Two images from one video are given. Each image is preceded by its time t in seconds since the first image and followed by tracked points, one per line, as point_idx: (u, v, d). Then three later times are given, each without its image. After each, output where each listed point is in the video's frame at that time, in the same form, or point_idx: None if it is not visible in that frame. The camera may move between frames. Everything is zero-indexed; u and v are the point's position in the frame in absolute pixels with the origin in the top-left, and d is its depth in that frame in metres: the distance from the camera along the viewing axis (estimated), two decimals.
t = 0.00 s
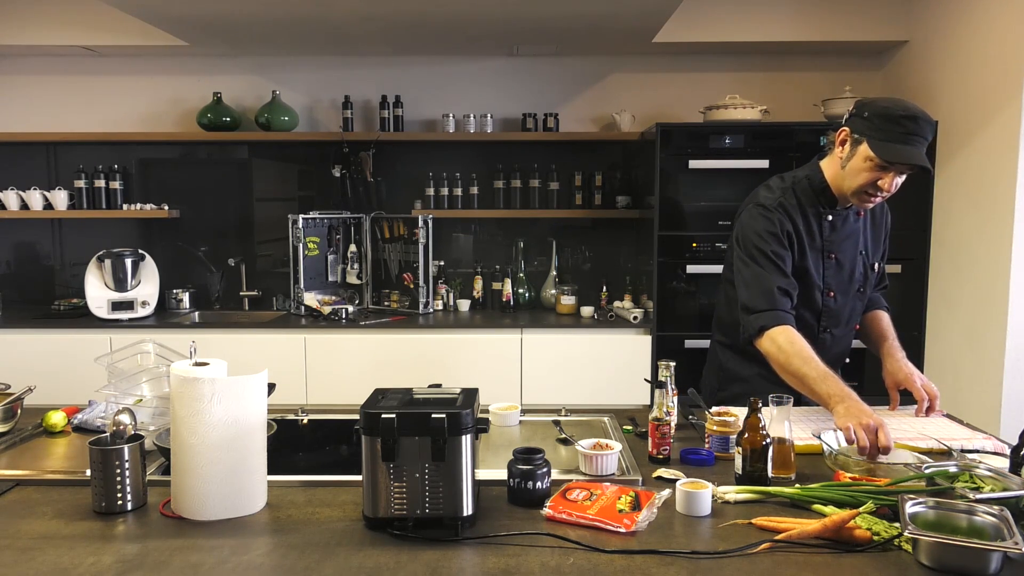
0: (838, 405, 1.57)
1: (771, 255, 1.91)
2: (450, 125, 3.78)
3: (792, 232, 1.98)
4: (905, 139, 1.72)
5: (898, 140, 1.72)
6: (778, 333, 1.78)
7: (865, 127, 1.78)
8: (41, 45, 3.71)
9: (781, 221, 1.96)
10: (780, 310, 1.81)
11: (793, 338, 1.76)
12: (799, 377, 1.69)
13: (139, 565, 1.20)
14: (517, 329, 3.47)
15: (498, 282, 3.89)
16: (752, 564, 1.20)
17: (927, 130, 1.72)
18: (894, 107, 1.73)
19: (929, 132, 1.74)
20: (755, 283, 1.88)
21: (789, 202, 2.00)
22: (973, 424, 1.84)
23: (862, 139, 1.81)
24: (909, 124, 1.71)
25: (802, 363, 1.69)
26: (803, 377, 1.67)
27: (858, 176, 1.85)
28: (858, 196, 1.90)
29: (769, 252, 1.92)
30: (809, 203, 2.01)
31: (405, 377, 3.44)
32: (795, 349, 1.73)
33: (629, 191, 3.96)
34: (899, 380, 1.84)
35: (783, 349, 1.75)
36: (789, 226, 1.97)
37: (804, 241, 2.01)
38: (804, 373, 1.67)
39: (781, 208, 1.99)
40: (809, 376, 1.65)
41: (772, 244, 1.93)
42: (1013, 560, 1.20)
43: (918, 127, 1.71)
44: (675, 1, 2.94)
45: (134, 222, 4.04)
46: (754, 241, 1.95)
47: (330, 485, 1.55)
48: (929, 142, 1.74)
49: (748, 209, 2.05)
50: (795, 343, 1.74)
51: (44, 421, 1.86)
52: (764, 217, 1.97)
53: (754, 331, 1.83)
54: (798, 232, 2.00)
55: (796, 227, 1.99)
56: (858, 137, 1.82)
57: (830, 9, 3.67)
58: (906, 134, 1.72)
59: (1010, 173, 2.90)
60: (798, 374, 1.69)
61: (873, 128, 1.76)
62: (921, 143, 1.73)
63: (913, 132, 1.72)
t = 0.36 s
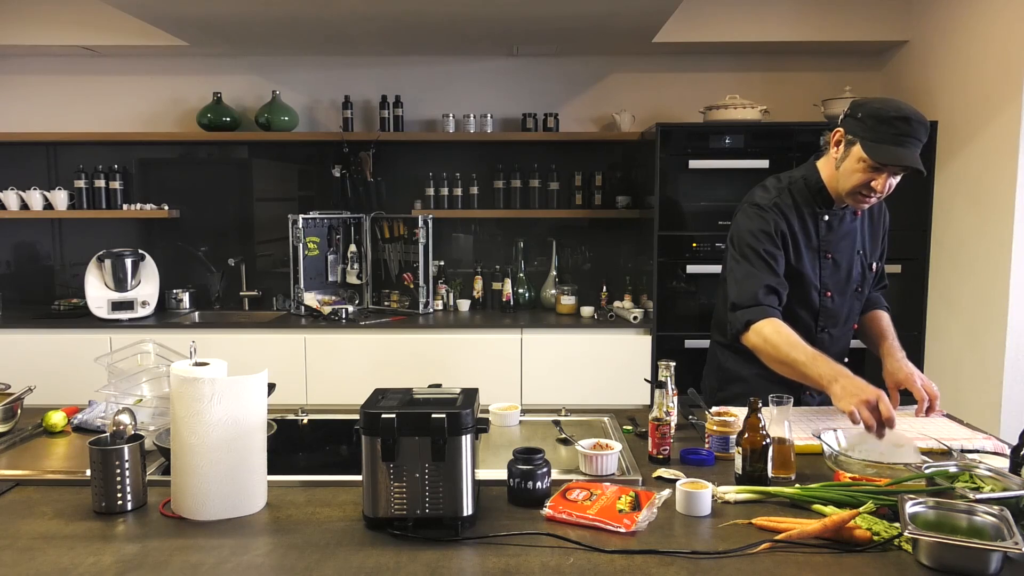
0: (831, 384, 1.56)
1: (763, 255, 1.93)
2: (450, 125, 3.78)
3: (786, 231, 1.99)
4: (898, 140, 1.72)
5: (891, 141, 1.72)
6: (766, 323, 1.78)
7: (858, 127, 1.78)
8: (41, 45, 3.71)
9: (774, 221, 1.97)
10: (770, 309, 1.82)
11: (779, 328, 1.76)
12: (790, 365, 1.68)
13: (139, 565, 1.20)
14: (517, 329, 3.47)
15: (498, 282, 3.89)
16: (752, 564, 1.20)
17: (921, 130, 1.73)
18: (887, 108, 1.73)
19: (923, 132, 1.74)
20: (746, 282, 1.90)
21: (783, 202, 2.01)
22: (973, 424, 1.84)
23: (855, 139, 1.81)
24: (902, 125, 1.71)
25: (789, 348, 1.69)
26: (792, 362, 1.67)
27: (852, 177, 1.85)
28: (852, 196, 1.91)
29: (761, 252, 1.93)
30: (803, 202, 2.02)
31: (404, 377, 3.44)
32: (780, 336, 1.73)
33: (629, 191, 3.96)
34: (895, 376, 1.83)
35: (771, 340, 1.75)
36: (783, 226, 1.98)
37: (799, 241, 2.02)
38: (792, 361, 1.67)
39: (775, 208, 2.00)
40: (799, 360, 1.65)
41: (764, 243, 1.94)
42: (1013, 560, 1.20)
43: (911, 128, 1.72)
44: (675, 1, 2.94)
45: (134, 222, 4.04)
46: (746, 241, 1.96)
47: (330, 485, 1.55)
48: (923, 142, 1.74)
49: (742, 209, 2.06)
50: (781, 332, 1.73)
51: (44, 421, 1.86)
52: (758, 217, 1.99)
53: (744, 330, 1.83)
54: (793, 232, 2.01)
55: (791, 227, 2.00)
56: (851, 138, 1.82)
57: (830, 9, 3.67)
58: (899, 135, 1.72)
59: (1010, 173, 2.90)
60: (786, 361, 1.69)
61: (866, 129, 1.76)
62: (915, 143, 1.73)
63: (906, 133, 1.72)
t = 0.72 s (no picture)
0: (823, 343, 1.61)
1: (754, 250, 1.95)
2: (450, 125, 3.78)
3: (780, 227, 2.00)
4: (891, 134, 1.74)
5: (884, 136, 1.74)
6: (755, 315, 1.81)
7: (851, 123, 1.80)
8: (41, 45, 3.71)
9: (767, 217, 1.99)
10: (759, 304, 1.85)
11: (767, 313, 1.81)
12: (783, 343, 1.73)
13: (139, 565, 1.20)
14: (517, 329, 3.47)
15: (498, 282, 3.89)
16: (753, 564, 1.21)
17: (914, 124, 1.74)
18: (880, 103, 1.74)
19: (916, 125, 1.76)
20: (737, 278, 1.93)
21: (777, 198, 2.03)
22: (972, 424, 1.84)
23: (849, 135, 1.83)
24: (895, 119, 1.73)
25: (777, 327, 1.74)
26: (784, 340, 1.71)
27: (847, 172, 1.86)
28: (848, 192, 1.92)
29: (752, 248, 1.96)
30: (798, 198, 2.03)
31: (405, 377, 3.44)
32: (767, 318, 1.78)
33: (629, 191, 3.96)
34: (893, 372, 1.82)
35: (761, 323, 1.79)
36: (776, 221, 2.00)
37: (793, 236, 2.02)
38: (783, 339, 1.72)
39: (769, 204, 2.02)
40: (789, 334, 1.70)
41: (756, 239, 1.96)
42: (1013, 560, 1.20)
43: (904, 122, 1.73)
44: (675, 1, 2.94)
45: (134, 222, 4.04)
46: (739, 237, 1.99)
47: (329, 485, 1.55)
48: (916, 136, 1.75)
49: (738, 205, 2.08)
50: (767, 315, 1.79)
51: (44, 421, 1.86)
52: (750, 213, 2.01)
53: (733, 322, 1.89)
54: (787, 227, 2.02)
55: (785, 222, 2.01)
56: (844, 133, 1.84)
57: (830, 9, 3.67)
58: (892, 129, 1.73)
59: (1010, 173, 2.90)
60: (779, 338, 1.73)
61: (859, 124, 1.78)
62: (908, 137, 1.74)
63: (899, 127, 1.73)
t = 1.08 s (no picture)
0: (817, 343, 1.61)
1: (750, 246, 1.96)
2: (450, 125, 3.78)
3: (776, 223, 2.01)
4: (871, 102, 1.77)
5: (864, 106, 1.78)
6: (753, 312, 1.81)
7: (829, 108, 1.85)
8: (40, 44, 3.71)
9: (763, 213, 2.00)
10: (759, 301, 1.85)
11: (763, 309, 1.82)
12: (781, 343, 1.72)
13: (139, 565, 1.20)
14: (517, 330, 3.47)
15: (498, 282, 3.89)
16: (753, 564, 1.20)
17: (890, 96, 1.79)
18: (850, 84, 1.83)
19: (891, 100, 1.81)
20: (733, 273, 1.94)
21: (774, 195, 2.04)
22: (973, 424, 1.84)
23: (829, 121, 1.87)
24: (870, 91, 1.78)
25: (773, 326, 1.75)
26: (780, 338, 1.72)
27: (837, 154, 1.87)
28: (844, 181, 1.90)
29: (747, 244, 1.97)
30: (794, 195, 2.04)
31: (405, 376, 3.44)
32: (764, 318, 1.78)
33: (629, 191, 3.96)
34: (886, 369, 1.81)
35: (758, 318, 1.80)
36: (772, 217, 2.00)
37: (789, 232, 2.03)
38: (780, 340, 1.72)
39: (765, 201, 2.03)
40: (787, 334, 1.70)
41: (751, 234, 1.97)
42: (1013, 560, 1.20)
43: (879, 92, 1.78)
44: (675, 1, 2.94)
45: (134, 222, 4.04)
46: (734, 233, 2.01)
47: (329, 485, 1.55)
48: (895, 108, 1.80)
49: (735, 203, 2.10)
50: (767, 313, 1.79)
51: (44, 421, 1.86)
52: (747, 209, 2.02)
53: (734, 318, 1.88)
54: (783, 223, 2.02)
55: (781, 218, 2.02)
56: (825, 121, 1.89)
57: (830, 9, 3.67)
58: (870, 99, 1.78)
59: (1010, 172, 2.90)
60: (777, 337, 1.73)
61: (837, 106, 1.83)
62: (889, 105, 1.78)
63: (876, 95, 1.78)
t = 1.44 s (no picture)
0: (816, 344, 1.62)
1: (745, 239, 1.99)
2: (450, 125, 3.78)
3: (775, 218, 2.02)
4: (871, 122, 1.73)
5: (863, 126, 1.73)
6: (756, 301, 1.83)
7: (829, 117, 1.80)
8: (40, 45, 3.71)
9: (761, 207, 2.02)
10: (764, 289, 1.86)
11: (767, 300, 1.82)
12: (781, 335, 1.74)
13: (139, 565, 1.20)
14: (517, 330, 3.47)
15: (498, 282, 3.89)
16: (753, 564, 1.21)
17: (894, 111, 1.73)
18: (853, 95, 1.75)
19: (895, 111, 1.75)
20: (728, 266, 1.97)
21: (773, 190, 2.05)
22: (973, 424, 1.84)
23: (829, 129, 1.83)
24: (873, 107, 1.72)
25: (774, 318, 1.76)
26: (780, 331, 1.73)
27: (832, 165, 1.86)
28: (837, 188, 1.92)
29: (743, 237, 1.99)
30: (794, 192, 2.05)
31: (405, 377, 3.44)
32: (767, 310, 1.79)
33: (629, 191, 3.95)
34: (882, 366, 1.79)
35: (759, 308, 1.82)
36: (769, 211, 2.02)
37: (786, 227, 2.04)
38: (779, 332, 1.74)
39: (763, 196, 2.04)
40: (787, 330, 1.71)
41: (748, 227, 2.00)
42: (1013, 560, 1.20)
43: (882, 108, 1.72)
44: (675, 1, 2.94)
45: (134, 222, 4.04)
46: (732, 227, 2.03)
47: (329, 485, 1.55)
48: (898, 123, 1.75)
49: (737, 198, 2.12)
50: (771, 305, 1.79)
51: (44, 422, 1.86)
52: (745, 203, 2.05)
53: (740, 305, 1.90)
54: (781, 219, 2.03)
55: (779, 214, 2.03)
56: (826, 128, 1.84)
57: (830, 9, 3.67)
58: (871, 118, 1.72)
59: (1010, 172, 2.90)
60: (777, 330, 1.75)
61: (837, 118, 1.78)
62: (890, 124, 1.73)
63: (879, 114, 1.72)
